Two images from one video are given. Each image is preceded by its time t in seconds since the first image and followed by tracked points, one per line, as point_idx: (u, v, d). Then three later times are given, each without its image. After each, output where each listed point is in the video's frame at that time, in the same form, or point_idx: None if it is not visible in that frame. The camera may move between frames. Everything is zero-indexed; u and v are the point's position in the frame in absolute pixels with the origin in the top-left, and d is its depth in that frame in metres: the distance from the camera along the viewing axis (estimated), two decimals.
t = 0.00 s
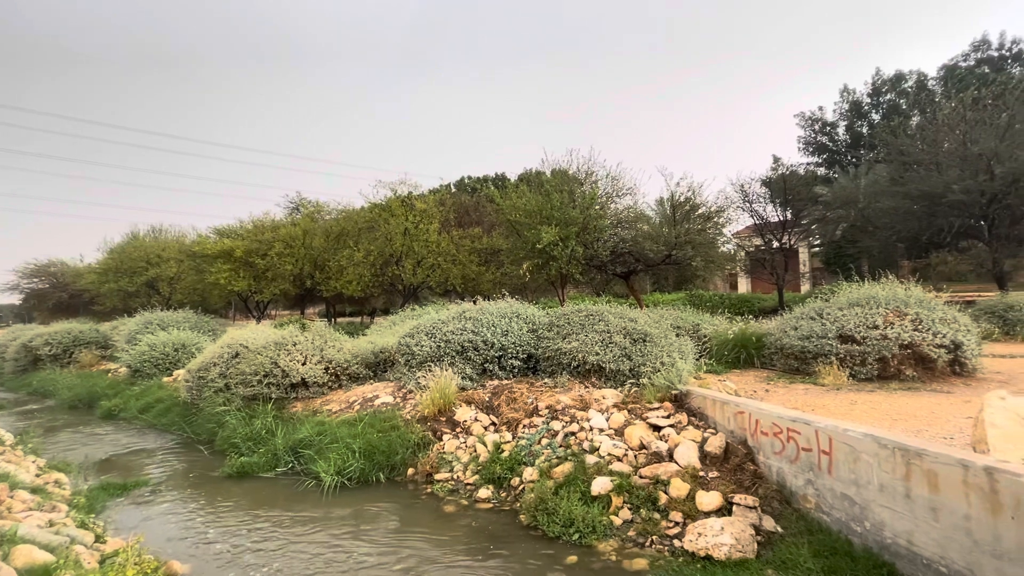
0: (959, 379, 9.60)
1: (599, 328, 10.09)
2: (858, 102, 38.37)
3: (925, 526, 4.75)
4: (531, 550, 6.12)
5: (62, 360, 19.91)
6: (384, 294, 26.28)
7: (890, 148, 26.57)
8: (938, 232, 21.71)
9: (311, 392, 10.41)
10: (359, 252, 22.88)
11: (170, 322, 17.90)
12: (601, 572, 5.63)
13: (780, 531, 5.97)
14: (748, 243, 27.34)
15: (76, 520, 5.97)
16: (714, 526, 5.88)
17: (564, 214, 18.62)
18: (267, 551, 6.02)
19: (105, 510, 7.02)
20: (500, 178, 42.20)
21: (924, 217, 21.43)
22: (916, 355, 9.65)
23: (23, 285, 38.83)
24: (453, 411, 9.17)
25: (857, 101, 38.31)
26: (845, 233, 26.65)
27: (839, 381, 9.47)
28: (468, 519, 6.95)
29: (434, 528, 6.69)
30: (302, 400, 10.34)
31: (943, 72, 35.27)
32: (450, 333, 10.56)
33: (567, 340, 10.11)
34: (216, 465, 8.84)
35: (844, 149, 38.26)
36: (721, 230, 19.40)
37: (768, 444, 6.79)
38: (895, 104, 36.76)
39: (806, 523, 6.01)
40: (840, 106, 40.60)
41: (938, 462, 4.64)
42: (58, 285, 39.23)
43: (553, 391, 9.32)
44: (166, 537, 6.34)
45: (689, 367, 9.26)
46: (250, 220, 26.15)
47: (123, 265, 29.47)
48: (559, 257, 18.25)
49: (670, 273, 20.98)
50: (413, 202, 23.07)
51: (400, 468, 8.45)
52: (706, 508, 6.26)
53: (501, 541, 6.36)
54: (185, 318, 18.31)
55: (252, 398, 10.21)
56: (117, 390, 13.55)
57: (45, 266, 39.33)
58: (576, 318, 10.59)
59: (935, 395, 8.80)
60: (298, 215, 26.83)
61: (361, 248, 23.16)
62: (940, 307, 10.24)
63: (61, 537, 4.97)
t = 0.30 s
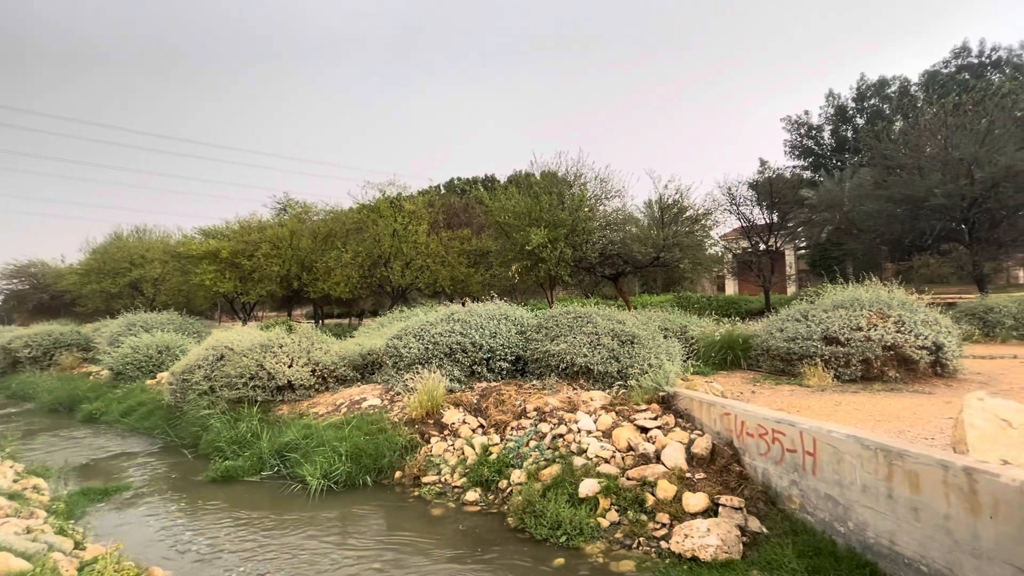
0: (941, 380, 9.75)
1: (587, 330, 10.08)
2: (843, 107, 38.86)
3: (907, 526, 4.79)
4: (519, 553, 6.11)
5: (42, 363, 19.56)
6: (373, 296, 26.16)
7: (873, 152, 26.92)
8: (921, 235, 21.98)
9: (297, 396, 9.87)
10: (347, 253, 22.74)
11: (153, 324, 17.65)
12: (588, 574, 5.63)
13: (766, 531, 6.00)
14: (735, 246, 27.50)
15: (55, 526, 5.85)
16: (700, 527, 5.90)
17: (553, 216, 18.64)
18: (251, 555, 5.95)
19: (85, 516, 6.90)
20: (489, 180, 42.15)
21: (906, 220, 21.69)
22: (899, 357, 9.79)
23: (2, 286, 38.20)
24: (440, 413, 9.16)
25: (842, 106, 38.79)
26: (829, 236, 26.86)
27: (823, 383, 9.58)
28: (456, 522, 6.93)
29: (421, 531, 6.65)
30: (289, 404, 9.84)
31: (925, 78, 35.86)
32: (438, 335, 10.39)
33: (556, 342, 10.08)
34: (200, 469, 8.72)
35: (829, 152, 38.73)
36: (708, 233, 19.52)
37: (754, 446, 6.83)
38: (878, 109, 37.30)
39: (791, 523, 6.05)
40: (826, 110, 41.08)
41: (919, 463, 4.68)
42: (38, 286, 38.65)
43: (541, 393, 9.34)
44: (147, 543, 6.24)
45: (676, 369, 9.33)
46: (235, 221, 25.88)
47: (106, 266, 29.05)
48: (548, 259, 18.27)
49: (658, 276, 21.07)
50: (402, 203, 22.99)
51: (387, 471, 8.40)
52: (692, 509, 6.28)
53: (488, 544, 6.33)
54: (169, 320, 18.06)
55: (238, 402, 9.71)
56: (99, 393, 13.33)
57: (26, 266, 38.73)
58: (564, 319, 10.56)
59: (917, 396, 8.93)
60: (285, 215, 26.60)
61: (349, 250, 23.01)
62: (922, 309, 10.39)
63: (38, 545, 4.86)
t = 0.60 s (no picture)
0: (926, 381, 9.85)
1: (578, 333, 10.06)
2: (831, 111, 39.20)
3: (892, 527, 4.83)
4: (509, 557, 6.10)
5: (26, 366, 19.26)
6: (363, 298, 26.04)
7: (861, 156, 27.20)
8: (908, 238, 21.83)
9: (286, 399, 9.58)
10: (337, 255, 22.60)
11: (140, 326, 17.44)
12: None
13: (754, 534, 6.03)
14: (725, 248, 27.57)
15: (37, 534, 5.76)
16: (689, 530, 5.91)
17: (544, 218, 18.61)
18: (239, 561, 5.88)
19: (69, 522, 6.79)
20: (481, 181, 42.11)
21: (892, 223, 21.86)
22: (885, 358, 9.88)
23: None
24: (431, 416, 9.14)
25: (830, 110, 39.14)
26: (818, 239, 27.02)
27: (811, 385, 9.67)
28: (446, 526, 6.90)
29: (410, 535, 6.62)
30: (278, 407, 9.56)
31: (911, 83, 36.31)
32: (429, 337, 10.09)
33: (546, 344, 10.03)
34: (186, 473, 8.62)
35: (817, 156, 39.08)
36: (698, 235, 19.61)
37: (742, 448, 6.87)
38: (866, 113, 37.70)
39: (778, 525, 6.08)
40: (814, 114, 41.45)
41: (903, 465, 4.73)
42: (22, 288, 38.19)
43: (532, 396, 9.34)
44: (131, 549, 6.15)
45: (665, 371, 9.39)
46: (224, 222, 25.64)
47: (92, 267, 28.70)
48: (539, 261, 18.28)
49: (648, 278, 21.13)
50: (392, 204, 22.92)
51: (376, 475, 8.36)
52: (681, 512, 6.30)
53: (478, 548, 6.32)
54: (156, 322, 17.84)
55: (226, 405, 9.44)
56: (84, 397, 13.15)
57: (9, 267, 38.27)
58: (555, 322, 10.52)
59: (903, 397, 9.02)
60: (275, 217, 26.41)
61: (339, 251, 22.85)
62: (907, 311, 10.49)
63: (19, 553, 4.78)
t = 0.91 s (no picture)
0: (918, 384, 9.90)
1: (572, 336, 10.03)
2: (824, 113, 39.35)
3: (885, 532, 4.85)
4: (503, 561, 6.08)
5: (16, 369, 19.12)
6: (358, 300, 25.96)
7: (853, 158, 27.36)
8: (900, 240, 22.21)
9: (280, 402, 9.42)
10: (332, 256, 22.50)
11: (132, 329, 17.31)
12: None
13: (748, 538, 6.04)
14: (720, 250, 26.92)
15: (25, 541, 5.70)
16: (684, 534, 5.92)
17: (539, 221, 18.58)
18: (231, 567, 5.84)
19: (58, 529, 6.72)
20: (476, 182, 42.07)
21: (885, 224, 21.99)
22: (878, 361, 9.94)
23: None
24: (425, 420, 9.14)
25: (824, 112, 39.28)
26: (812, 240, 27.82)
27: (805, 387, 9.71)
28: (440, 530, 6.88)
29: (405, 540, 6.59)
30: (271, 411, 9.43)
31: (903, 86, 36.53)
32: (424, 340, 9.89)
33: (541, 347, 9.98)
34: (178, 478, 8.57)
35: (811, 158, 39.25)
36: (693, 237, 19.63)
37: (736, 452, 6.88)
38: (858, 116, 37.90)
39: (772, 529, 6.09)
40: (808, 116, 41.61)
41: (896, 470, 4.74)
42: (14, 290, 38.14)
43: (526, 399, 9.34)
44: (122, 556, 6.09)
45: (660, 375, 9.43)
46: (217, 223, 25.52)
47: (84, 269, 28.53)
48: (534, 263, 18.20)
49: (643, 281, 20.88)
50: (388, 206, 22.90)
51: (370, 479, 8.34)
52: (676, 516, 6.29)
53: (472, 553, 6.30)
54: (149, 325, 17.71)
55: (219, 408, 9.35)
56: (76, 400, 13.05)
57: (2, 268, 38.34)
58: (550, 325, 10.46)
59: (895, 400, 9.08)
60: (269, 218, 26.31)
61: (334, 253, 22.73)
62: (900, 314, 10.54)
63: (7, 562, 4.73)
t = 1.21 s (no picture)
0: (917, 385, 9.91)
1: (571, 338, 10.00)
2: (824, 114, 39.21)
3: (883, 536, 4.83)
4: (501, 565, 6.07)
5: (15, 370, 19.11)
6: (357, 301, 25.96)
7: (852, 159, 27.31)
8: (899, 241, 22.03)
9: (278, 403, 9.30)
10: (331, 258, 22.47)
11: (131, 330, 17.29)
12: None
13: (746, 542, 6.03)
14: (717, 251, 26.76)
15: (21, 545, 5.68)
16: (682, 538, 5.91)
17: (538, 222, 18.57)
18: (227, 571, 5.83)
19: (54, 532, 6.71)
20: (475, 183, 42.07)
21: (884, 225, 21.94)
22: (876, 363, 9.95)
23: None
24: (424, 423, 9.15)
25: (823, 113, 39.15)
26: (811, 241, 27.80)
27: (803, 389, 9.71)
28: (438, 533, 6.88)
29: (402, 543, 6.59)
30: (269, 413, 9.38)
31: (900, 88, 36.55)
32: (422, 341, 9.79)
33: (540, 349, 9.95)
34: (176, 481, 8.54)
35: (810, 159, 39.16)
36: (692, 239, 19.64)
37: (734, 455, 6.87)
38: (856, 118, 37.78)
39: (770, 533, 6.08)
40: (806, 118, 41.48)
41: (894, 474, 4.73)
42: (13, 290, 38.13)
43: (525, 401, 9.34)
44: (118, 559, 6.08)
45: (658, 377, 9.43)
46: (216, 224, 25.51)
47: (82, 270, 28.51)
48: (533, 265, 18.23)
49: (642, 284, 20.76)
50: (387, 207, 22.91)
51: (368, 482, 8.34)
52: (674, 520, 6.28)
53: (470, 556, 6.29)
54: (148, 326, 17.69)
55: (217, 410, 9.33)
56: (73, 402, 13.03)
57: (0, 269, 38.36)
58: (548, 327, 10.42)
59: (894, 402, 9.09)
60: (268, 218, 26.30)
61: (333, 254, 22.70)
62: (899, 315, 10.53)
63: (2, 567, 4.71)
